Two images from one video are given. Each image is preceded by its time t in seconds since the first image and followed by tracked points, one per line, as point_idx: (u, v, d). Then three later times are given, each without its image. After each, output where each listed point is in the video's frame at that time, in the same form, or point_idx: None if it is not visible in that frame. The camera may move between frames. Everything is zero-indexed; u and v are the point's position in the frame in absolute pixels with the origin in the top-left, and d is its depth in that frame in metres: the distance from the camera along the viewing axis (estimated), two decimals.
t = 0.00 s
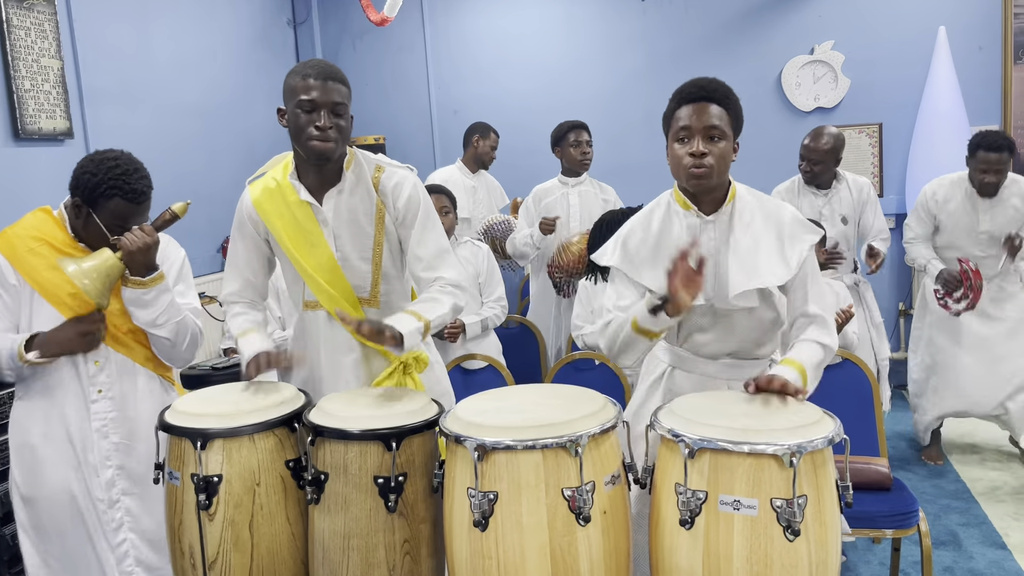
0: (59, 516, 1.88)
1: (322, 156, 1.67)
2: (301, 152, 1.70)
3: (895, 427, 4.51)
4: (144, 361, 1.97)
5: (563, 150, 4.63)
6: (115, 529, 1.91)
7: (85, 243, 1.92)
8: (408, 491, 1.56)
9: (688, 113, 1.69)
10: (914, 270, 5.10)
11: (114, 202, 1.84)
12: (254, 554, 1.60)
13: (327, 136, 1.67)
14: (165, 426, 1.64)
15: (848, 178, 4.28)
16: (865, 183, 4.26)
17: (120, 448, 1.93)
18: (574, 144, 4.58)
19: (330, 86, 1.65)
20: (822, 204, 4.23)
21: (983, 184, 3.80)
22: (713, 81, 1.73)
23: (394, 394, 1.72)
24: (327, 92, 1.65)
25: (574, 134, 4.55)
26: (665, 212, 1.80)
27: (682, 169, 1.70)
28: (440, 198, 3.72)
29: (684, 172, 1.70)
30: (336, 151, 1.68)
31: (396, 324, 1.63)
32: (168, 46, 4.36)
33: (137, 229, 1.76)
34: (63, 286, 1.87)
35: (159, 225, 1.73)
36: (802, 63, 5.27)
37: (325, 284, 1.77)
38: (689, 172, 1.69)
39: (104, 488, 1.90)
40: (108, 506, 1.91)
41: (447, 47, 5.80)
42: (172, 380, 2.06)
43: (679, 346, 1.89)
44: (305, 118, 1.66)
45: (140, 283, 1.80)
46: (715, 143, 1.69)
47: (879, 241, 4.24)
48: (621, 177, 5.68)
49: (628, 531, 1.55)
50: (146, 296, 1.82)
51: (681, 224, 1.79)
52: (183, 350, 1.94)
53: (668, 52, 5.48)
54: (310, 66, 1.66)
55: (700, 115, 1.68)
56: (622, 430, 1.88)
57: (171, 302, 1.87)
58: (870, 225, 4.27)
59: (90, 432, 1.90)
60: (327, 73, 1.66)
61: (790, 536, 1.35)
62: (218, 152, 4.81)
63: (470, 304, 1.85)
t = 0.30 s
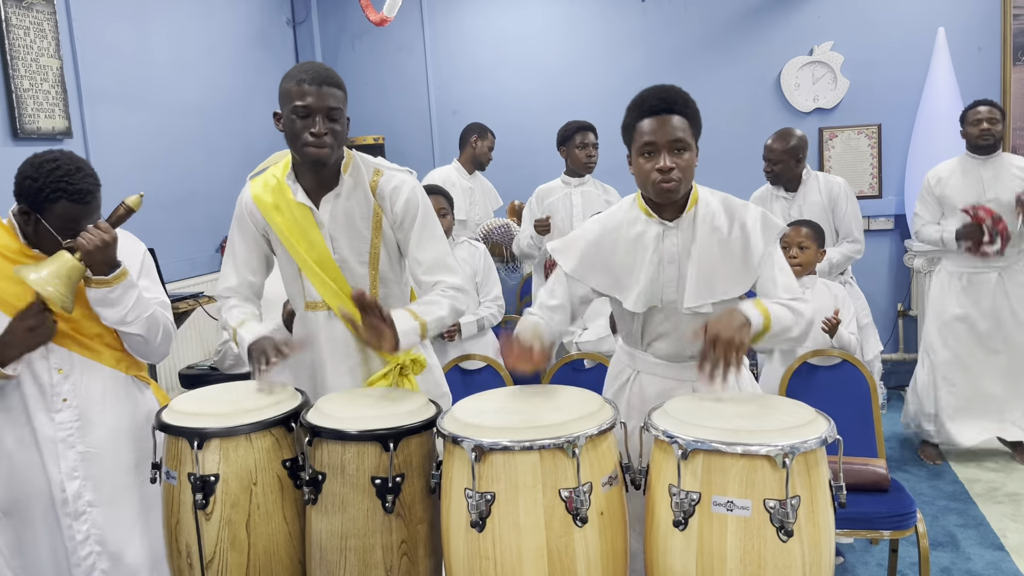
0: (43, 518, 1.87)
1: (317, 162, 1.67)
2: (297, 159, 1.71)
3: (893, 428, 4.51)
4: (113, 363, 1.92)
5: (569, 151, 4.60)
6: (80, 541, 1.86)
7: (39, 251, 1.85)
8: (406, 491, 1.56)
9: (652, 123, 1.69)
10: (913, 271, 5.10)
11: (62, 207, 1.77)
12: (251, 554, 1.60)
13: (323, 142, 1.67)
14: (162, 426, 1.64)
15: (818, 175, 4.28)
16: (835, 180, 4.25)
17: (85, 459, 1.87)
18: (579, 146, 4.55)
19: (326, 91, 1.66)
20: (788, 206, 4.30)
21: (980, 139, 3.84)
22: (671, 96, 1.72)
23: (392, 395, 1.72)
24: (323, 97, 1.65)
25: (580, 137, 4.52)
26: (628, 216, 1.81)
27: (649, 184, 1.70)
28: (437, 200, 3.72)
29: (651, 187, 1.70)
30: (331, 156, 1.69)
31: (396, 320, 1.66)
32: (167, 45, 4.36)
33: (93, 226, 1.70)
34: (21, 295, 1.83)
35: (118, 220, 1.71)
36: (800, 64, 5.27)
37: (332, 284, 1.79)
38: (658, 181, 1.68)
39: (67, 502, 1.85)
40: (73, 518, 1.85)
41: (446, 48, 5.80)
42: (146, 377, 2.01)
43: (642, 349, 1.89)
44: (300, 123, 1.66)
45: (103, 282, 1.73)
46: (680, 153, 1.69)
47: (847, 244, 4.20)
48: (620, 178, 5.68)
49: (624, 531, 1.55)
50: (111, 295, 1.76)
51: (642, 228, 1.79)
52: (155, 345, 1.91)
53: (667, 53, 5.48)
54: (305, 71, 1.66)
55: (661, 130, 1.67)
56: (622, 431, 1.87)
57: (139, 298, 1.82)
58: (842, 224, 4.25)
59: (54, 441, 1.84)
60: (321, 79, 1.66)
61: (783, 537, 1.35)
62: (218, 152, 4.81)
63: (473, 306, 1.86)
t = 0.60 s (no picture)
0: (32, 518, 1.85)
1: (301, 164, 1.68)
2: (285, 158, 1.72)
3: (889, 429, 4.51)
4: (117, 361, 1.92)
5: (562, 153, 4.58)
6: (71, 542, 1.85)
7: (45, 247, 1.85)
8: (400, 492, 1.56)
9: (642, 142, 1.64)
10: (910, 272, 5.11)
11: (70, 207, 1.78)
12: (245, 555, 1.60)
13: (308, 143, 1.67)
14: (157, 425, 1.64)
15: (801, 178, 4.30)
16: (822, 184, 4.24)
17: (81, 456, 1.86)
18: (572, 148, 4.53)
19: (310, 92, 1.65)
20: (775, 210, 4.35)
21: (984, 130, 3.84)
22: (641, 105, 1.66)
23: (389, 394, 1.73)
24: (306, 98, 1.64)
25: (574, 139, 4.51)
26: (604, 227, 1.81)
27: (654, 205, 1.68)
28: (451, 198, 3.64)
29: (657, 203, 1.68)
30: (316, 158, 1.69)
31: (399, 345, 1.65)
32: (164, 44, 4.36)
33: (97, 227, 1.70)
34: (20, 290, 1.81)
35: (123, 222, 1.69)
36: (798, 65, 5.27)
37: (328, 279, 1.79)
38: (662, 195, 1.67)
39: (58, 502, 1.84)
40: (63, 518, 1.84)
41: (444, 47, 5.80)
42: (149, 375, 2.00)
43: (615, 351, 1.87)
44: (285, 126, 1.66)
45: (105, 283, 1.73)
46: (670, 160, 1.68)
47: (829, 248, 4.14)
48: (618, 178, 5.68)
49: (619, 532, 1.55)
50: (112, 295, 1.75)
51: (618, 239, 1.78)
52: (156, 345, 1.89)
53: (664, 54, 5.48)
54: (287, 73, 1.65)
55: (659, 149, 1.63)
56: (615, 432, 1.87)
57: (141, 298, 1.81)
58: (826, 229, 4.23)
59: (53, 438, 1.84)
60: (305, 79, 1.65)
61: (777, 539, 1.35)
62: (215, 150, 4.80)
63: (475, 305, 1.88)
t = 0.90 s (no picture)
0: (34, 507, 1.86)
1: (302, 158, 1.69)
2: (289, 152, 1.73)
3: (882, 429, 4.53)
4: (143, 355, 1.95)
5: (574, 153, 4.59)
6: (90, 530, 1.86)
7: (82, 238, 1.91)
8: (394, 489, 1.56)
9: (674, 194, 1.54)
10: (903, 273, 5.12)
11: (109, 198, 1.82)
12: (239, 552, 1.61)
13: (309, 138, 1.67)
14: (149, 422, 1.64)
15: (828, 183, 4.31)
16: (844, 190, 4.28)
17: (104, 444, 1.89)
18: (584, 149, 4.55)
19: (317, 87, 1.65)
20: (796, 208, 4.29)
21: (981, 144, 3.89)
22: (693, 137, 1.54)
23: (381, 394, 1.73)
24: (312, 92, 1.65)
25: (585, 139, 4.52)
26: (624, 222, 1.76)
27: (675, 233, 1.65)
28: (474, 194, 3.70)
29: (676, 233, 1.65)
30: (318, 154, 1.69)
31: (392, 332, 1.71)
32: (158, 40, 4.34)
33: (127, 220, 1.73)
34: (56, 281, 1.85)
35: (153, 216, 1.72)
36: (793, 65, 5.28)
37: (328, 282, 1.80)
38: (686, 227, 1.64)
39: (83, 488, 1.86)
40: (84, 506, 1.86)
41: (439, 45, 5.80)
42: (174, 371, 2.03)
43: (639, 351, 1.87)
44: (289, 118, 1.67)
45: (132, 275, 1.77)
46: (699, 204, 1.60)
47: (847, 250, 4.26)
48: (612, 177, 5.69)
49: (611, 530, 1.56)
50: (139, 288, 1.79)
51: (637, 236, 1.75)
52: (178, 341, 1.91)
53: (660, 53, 5.49)
54: (298, 66, 1.66)
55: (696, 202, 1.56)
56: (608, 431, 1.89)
57: (167, 293, 1.83)
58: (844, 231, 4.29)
59: (78, 427, 1.87)
60: (313, 73, 1.66)
61: (765, 537, 1.36)
62: (209, 147, 4.79)
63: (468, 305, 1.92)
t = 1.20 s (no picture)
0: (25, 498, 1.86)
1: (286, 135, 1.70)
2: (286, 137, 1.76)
3: (871, 428, 4.55)
4: (146, 348, 1.97)
5: (551, 150, 4.60)
6: (103, 516, 1.87)
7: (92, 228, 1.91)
8: (382, 482, 1.57)
9: (691, 215, 1.55)
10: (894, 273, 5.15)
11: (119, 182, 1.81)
12: (227, 544, 1.61)
13: (299, 118, 1.69)
14: (138, 414, 1.64)
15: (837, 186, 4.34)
16: (851, 191, 4.31)
17: (113, 432, 1.91)
18: (561, 147, 4.56)
19: (313, 70, 1.69)
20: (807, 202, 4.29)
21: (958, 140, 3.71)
22: (718, 167, 1.51)
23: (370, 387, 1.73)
24: (305, 73, 1.68)
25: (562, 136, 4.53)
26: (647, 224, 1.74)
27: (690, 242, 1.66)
28: (484, 189, 3.71)
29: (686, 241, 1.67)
30: (304, 134, 1.70)
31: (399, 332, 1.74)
32: (152, 34, 4.33)
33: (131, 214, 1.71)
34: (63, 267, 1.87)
35: (157, 212, 1.70)
36: (786, 65, 5.30)
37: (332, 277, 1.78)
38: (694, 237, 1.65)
39: (94, 474, 1.88)
40: (98, 491, 1.88)
41: (434, 42, 5.80)
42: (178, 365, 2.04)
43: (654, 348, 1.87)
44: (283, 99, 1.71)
45: (133, 269, 1.78)
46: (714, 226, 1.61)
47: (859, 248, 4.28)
48: (604, 175, 5.70)
49: (598, 524, 1.57)
50: (138, 282, 1.79)
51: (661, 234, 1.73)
52: (175, 337, 1.90)
53: (654, 52, 5.50)
54: (303, 54, 1.72)
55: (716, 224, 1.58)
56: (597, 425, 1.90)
57: (166, 288, 1.84)
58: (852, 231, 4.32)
59: (84, 416, 1.88)
60: (314, 59, 1.71)
61: (751, 530, 1.37)
62: (202, 143, 4.79)
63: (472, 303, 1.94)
